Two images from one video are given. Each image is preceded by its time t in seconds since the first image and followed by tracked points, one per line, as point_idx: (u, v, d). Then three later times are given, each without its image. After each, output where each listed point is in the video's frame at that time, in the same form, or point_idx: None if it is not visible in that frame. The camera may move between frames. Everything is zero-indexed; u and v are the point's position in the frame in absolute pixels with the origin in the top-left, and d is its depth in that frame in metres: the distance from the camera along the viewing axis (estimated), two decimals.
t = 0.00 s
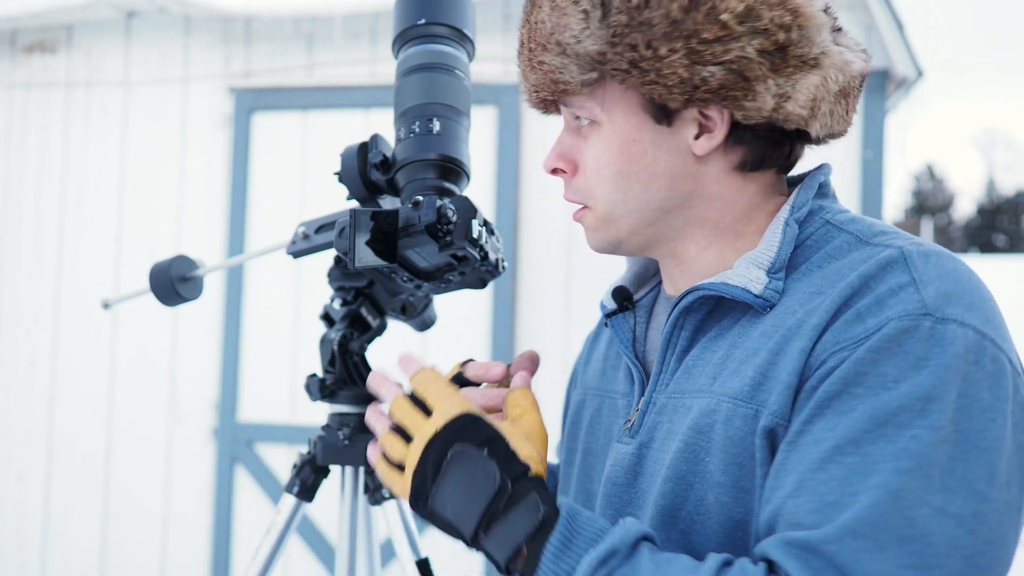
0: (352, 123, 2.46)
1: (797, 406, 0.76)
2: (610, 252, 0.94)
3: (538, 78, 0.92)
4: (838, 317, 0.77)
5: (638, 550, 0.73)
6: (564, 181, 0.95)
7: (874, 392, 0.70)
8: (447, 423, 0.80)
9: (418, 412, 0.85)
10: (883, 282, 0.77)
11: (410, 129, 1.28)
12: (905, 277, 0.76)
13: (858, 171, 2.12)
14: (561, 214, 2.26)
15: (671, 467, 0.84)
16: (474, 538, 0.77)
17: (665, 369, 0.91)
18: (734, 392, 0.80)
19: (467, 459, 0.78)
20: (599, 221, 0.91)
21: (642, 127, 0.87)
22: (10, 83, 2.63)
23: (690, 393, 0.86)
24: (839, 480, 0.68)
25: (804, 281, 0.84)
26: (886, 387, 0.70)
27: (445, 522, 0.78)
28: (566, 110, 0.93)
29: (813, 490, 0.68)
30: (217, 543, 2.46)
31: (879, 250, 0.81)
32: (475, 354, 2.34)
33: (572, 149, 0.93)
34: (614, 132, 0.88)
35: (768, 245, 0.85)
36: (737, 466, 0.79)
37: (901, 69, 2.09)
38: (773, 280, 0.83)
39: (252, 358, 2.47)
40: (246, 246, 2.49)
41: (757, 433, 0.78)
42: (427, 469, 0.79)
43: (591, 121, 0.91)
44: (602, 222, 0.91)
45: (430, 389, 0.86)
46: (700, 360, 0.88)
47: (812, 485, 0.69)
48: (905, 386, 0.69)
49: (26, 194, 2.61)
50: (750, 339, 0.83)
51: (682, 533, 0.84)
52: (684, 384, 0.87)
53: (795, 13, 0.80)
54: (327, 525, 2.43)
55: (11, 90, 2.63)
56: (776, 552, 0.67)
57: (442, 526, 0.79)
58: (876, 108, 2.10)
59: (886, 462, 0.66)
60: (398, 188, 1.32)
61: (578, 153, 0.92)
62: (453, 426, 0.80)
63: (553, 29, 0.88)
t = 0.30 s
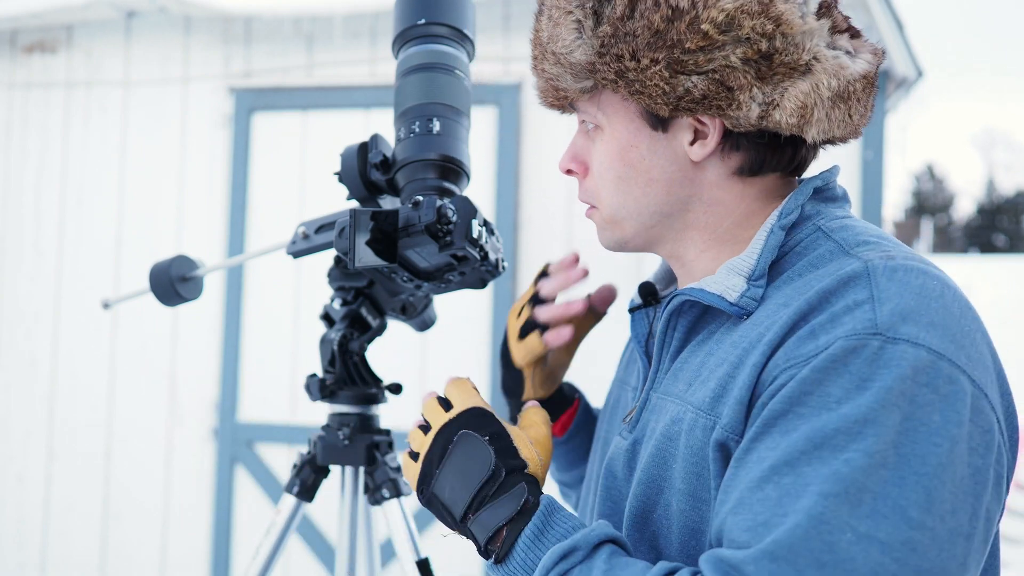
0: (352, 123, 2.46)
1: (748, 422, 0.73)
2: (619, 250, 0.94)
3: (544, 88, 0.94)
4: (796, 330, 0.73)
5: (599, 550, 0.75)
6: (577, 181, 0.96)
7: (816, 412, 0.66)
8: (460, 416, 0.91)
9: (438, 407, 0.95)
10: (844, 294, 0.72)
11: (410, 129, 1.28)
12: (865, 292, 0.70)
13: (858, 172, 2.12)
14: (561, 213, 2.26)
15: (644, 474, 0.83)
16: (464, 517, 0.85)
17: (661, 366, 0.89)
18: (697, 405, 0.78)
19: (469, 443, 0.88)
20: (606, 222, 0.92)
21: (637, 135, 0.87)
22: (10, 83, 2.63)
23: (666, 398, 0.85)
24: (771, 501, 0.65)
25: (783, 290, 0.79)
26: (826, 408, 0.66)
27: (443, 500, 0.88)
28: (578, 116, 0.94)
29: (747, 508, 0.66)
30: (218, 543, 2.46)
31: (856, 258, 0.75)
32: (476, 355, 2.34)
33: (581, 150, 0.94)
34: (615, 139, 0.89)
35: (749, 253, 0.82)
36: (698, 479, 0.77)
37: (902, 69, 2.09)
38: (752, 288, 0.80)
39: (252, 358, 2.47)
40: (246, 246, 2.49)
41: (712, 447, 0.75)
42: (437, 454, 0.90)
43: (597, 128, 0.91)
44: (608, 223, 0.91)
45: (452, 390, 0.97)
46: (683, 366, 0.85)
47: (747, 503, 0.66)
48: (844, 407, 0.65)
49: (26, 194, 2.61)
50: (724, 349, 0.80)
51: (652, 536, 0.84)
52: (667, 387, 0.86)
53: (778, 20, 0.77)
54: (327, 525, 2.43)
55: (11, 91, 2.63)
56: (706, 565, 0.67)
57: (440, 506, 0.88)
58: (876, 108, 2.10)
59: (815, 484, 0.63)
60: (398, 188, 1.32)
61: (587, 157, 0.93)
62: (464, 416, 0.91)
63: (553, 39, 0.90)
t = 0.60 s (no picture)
0: (352, 123, 2.46)
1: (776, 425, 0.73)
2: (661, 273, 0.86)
3: (614, 83, 0.81)
4: (816, 331, 0.73)
5: (639, 560, 0.73)
6: (618, 199, 0.85)
7: (848, 409, 0.66)
8: (477, 435, 0.88)
9: (455, 425, 0.93)
10: (862, 291, 0.72)
11: (410, 129, 1.28)
12: (883, 288, 0.70)
13: (858, 172, 2.11)
14: (560, 213, 2.26)
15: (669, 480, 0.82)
16: (496, 539, 0.82)
17: (677, 380, 0.90)
18: (718, 411, 0.78)
19: (486, 462, 0.85)
20: (666, 237, 0.83)
21: (715, 143, 0.82)
22: (10, 83, 2.63)
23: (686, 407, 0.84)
24: (809, 501, 0.64)
25: (794, 292, 0.79)
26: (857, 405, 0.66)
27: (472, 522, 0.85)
28: (627, 120, 0.84)
29: (787, 510, 0.65)
30: (218, 543, 2.46)
31: (869, 256, 0.75)
32: (476, 355, 2.34)
33: (630, 161, 0.84)
34: (697, 144, 0.82)
35: (759, 261, 0.82)
36: (727, 484, 0.77)
37: (902, 69, 2.09)
38: (767, 293, 0.80)
39: (252, 358, 2.47)
40: (246, 246, 2.49)
41: (743, 452, 0.75)
42: (459, 477, 0.88)
43: (665, 133, 0.83)
44: (670, 239, 0.83)
45: (469, 406, 0.94)
46: (699, 376, 0.85)
47: (787, 506, 0.66)
48: (874, 403, 0.64)
49: (26, 194, 2.61)
50: (742, 354, 0.80)
51: (681, 544, 0.83)
52: (684, 396, 0.86)
53: (847, 36, 0.85)
54: (327, 525, 2.43)
55: (12, 91, 2.63)
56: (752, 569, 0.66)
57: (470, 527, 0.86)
58: (876, 108, 2.10)
59: (853, 482, 0.62)
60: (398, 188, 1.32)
61: (643, 167, 0.84)
62: (479, 435, 0.88)
63: (648, 23, 0.79)
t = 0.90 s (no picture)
0: (352, 123, 2.46)
1: (844, 396, 0.79)
2: (668, 276, 0.94)
3: (645, 81, 0.90)
4: (858, 306, 0.82)
5: (758, 543, 0.75)
6: (635, 203, 0.93)
7: (918, 365, 0.73)
8: (537, 443, 0.82)
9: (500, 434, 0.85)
10: (889, 264, 0.82)
11: (410, 129, 1.28)
12: (909, 255, 0.81)
13: (858, 171, 2.12)
14: (560, 213, 2.26)
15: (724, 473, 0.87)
16: (587, 552, 0.78)
17: (682, 393, 0.96)
18: (775, 398, 0.84)
19: (570, 477, 0.80)
20: (681, 238, 0.92)
21: (716, 149, 0.95)
22: (10, 83, 2.63)
23: (718, 408, 0.91)
24: (914, 454, 0.70)
25: (803, 278, 0.90)
26: (925, 359, 0.73)
27: (554, 542, 0.79)
28: (639, 126, 0.94)
29: (894, 472, 0.71)
30: (217, 543, 2.46)
31: (873, 237, 0.87)
32: (476, 355, 2.34)
33: (644, 168, 0.94)
34: (705, 147, 0.94)
35: (764, 255, 0.92)
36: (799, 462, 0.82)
37: (902, 69, 2.09)
38: (777, 283, 0.89)
39: (252, 358, 2.47)
40: (246, 246, 2.49)
41: (815, 427, 0.81)
42: (524, 494, 0.80)
43: (677, 137, 0.94)
44: (684, 238, 0.93)
45: (507, 414, 0.86)
46: (724, 378, 0.91)
47: (892, 468, 0.71)
48: (943, 353, 0.72)
49: (26, 194, 2.61)
50: (772, 345, 0.88)
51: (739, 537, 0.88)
52: (709, 400, 0.92)
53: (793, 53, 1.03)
54: (327, 526, 2.43)
55: (12, 91, 2.63)
56: (892, 532, 0.68)
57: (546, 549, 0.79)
58: (876, 108, 2.10)
59: (949, 428, 0.68)
60: (398, 188, 1.32)
61: (657, 172, 0.93)
62: (539, 442, 0.82)
63: (676, 29, 0.90)
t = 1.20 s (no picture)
0: (352, 124, 2.46)
1: (874, 369, 0.82)
2: (671, 270, 0.94)
3: (652, 70, 0.90)
4: (875, 285, 0.85)
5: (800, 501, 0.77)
6: (640, 194, 0.93)
7: (942, 331, 0.77)
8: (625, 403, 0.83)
9: (585, 395, 0.85)
10: (896, 246, 0.87)
11: (410, 129, 1.28)
12: (914, 237, 0.87)
13: (858, 172, 2.12)
14: (560, 213, 2.26)
15: (751, 453, 0.87)
16: (655, 521, 0.79)
17: (688, 387, 0.94)
18: (807, 374, 0.85)
19: (657, 445, 0.80)
20: (684, 230, 0.93)
21: (713, 141, 0.97)
22: (10, 83, 2.63)
23: (736, 393, 0.90)
24: (956, 411, 0.72)
25: (807, 265, 0.93)
26: (948, 324, 0.77)
27: (628, 507, 0.79)
28: (643, 118, 0.94)
29: (937, 432, 0.73)
30: (217, 544, 2.46)
31: (872, 224, 0.92)
32: (476, 355, 2.34)
33: (648, 160, 0.94)
34: (703, 140, 0.96)
35: (768, 243, 0.94)
36: (831, 437, 0.84)
37: (902, 69, 2.09)
38: (782, 269, 0.92)
39: (252, 358, 2.47)
40: (246, 246, 2.49)
41: (847, 400, 0.83)
42: (606, 456, 0.81)
43: (677, 129, 0.95)
44: (686, 231, 0.94)
45: (594, 380, 0.87)
46: (737, 365, 0.91)
47: (933, 428, 0.74)
48: (964, 316, 0.76)
49: (27, 194, 2.61)
50: (789, 326, 0.89)
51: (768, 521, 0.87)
52: (722, 388, 0.91)
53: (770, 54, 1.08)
54: (327, 526, 2.43)
55: (12, 91, 2.63)
56: (945, 486, 0.70)
57: (619, 512, 0.80)
58: (877, 107, 2.10)
59: (986, 383, 0.71)
60: (398, 188, 1.32)
61: (659, 163, 0.94)
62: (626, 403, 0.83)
63: (680, 21, 0.91)
